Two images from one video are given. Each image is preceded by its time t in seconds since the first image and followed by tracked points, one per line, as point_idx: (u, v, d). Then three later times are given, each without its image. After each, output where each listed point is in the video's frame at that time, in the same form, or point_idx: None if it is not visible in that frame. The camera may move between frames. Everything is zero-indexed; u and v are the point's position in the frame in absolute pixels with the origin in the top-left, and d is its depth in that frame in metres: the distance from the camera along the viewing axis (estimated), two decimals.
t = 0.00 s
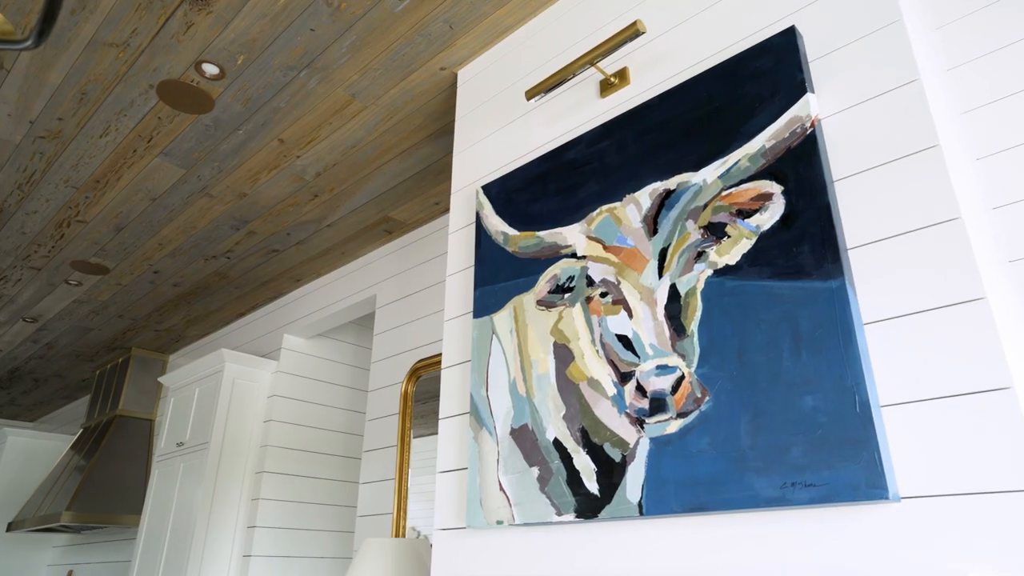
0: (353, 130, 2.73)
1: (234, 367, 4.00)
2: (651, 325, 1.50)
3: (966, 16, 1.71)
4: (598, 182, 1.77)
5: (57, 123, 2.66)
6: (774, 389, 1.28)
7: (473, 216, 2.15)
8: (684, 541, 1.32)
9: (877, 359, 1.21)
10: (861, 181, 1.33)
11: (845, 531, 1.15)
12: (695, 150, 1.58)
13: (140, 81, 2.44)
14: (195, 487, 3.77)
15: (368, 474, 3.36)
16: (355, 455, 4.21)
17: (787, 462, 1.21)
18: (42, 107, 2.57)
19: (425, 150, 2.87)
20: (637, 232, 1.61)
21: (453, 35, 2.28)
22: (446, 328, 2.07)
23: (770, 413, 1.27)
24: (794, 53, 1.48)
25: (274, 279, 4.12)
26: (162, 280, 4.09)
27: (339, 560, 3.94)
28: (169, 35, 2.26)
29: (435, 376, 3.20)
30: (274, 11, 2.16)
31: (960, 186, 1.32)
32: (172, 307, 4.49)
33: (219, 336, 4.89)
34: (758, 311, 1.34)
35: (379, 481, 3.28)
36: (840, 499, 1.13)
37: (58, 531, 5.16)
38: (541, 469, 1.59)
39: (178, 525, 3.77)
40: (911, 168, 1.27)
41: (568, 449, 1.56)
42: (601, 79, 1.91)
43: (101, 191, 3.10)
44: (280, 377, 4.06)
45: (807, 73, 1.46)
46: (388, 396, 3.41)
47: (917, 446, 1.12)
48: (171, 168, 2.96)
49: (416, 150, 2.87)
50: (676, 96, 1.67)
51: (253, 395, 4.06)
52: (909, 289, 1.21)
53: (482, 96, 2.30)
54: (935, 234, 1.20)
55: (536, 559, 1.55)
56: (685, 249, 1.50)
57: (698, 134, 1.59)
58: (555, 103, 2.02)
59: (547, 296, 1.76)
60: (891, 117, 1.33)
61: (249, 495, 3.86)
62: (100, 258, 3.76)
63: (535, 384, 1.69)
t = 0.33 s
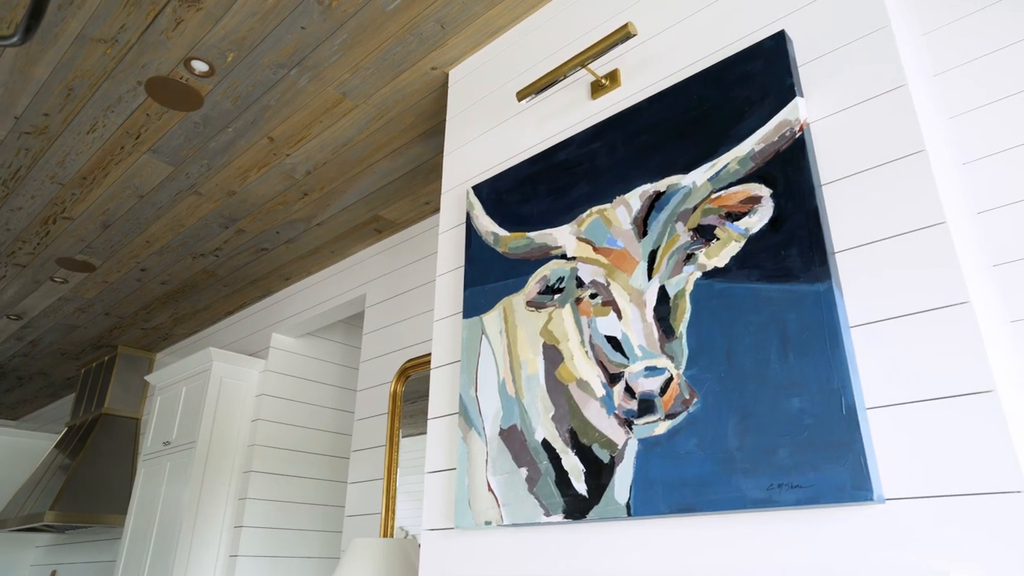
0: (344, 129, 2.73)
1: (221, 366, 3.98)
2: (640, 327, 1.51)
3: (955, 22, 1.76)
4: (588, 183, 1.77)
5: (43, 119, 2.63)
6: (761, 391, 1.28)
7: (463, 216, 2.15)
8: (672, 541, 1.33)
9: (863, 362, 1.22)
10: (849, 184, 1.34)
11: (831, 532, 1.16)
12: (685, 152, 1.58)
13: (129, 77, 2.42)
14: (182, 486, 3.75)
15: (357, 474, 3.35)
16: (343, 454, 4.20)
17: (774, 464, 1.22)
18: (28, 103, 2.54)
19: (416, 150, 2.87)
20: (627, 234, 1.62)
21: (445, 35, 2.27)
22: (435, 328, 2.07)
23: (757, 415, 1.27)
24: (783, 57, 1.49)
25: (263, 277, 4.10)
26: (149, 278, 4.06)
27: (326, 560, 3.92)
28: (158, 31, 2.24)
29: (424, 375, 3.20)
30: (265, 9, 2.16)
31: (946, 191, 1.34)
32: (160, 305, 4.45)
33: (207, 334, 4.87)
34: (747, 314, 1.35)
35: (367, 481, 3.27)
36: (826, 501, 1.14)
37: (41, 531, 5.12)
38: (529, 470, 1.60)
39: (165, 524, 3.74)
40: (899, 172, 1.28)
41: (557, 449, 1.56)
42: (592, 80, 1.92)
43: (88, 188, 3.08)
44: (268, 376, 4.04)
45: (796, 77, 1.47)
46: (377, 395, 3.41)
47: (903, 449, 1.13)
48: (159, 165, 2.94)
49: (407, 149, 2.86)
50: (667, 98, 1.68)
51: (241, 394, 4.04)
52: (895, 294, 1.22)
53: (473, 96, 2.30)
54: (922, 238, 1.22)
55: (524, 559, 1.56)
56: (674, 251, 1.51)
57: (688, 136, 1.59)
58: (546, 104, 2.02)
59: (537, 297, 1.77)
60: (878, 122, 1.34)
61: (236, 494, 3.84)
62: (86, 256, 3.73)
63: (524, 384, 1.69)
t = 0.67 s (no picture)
0: (334, 127, 2.72)
1: (208, 365, 3.95)
2: (627, 328, 1.51)
3: (949, 24, 1.78)
4: (577, 185, 1.78)
5: (28, 114, 2.60)
6: (747, 393, 1.29)
7: (453, 216, 2.15)
8: (658, 541, 1.34)
9: (847, 365, 1.24)
10: (835, 188, 1.35)
11: (814, 532, 1.17)
12: (674, 155, 1.59)
13: (115, 73, 2.40)
14: (167, 485, 3.72)
15: (344, 474, 3.34)
16: (330, 454, 4.19)
17: (759, 465, 1.23)
18: (13, 98, 2.52)
19: (406, 149, 2.87)
20: (616, 235, 1.62)
21: (435, 35, 2.27)
22: (424, 328, 2.07)
23: (742, 417, 1.28)
24: (771, 62, 1.50)
25: (250, 276, 4.08)
26: (135, 276, 4.03)
27: (313, 560, 3.91)
28: (146, 27, 2.22)
29: (412, 375, 3.20)
30: (254, 7, 2.15)
31: (930, 196, 1.35)
32: (146, 303, 4.42)
33: (194, 333, 4.84)
34: (733, 316, 1.36)
35: (354, 481, 3.26)
36: (809, 502, 1.15)
37: (23, 531, 5.07)
38: (517, 470, 1.60)
39: (149, 524, 3.72)
40: (884, 177, 1.29)
41: (544, 450, 1.57)
42: (582, 82, 1.92)
43: (73, 184, 3.05)
44: (255, 375, 4.02)
45: (783, 81, 1.48)
46: (365, 395, 3.40)
47: (885, 450, 1.15)
48: (146, 162, 2.92)
49: (397, 149, 2.86)
50: (656, 101, 1.68)
51: (227, 393, 4.02)
52: (880, 296, 1.23)
53: (464, 96, 2.30)
54: (906, 242, 1.23)
55: (511, 559, 1.56)
56: (662, 253, 1.51)
57: (677, 139, 1.60)
58: (536, 105, 2.03)
59: (525, 298, 1.77)
60: (864, 127, 1.35)
61: (222, 494, 3.82)
62: (71, 253, 3.70)
63: (512, 385, 1.69)
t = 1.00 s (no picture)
0: (322, 126, 2.71)
1: (193, 363, 3.92)
2: (614, 329, 1.52)
3: (942, 27, 1.81)
4: (565, 186, 1.78)
5: (12, 109, 2.58)
6: (731, 394, 1.30)
7: (440, 216, 2.15)
8: (641, 541, 1.34)
9: (830, 367, 1.25)
10: (820, 191, 1.37)
11: (795, 532, 1.18)
12: (661, 157, 1.60)
13: (101, 68, 2.38)
14: (151, 484, 3.69)
15: (329, 474, 3.33)
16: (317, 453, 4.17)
17: (742, 466, 1.24)
18: None
19: (394, 148, 2.86)
20: (603, 237, 1.63)
21: (425, 34, 2.27)
22: (411, 328, 2.06)
23: (726, 418, 1.29)
24: (758, 66, 1.51)
25: (237, 273, 4.06)
26: (119, 273, 3.99)
27: (298, 560, 3.89)
28: (132, 23, 2.21)
29: (399, 375, 3.19)
30: (242, 4, 2.14)
31: (912, 200, 1.37)
32: (130, 300, 4.39)
33: (179, 331, 4.80)
34: (718, 317, 1.37)
35: (340, 480, 3.25)
36: (791, 502, 1.16)
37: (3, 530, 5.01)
38: (502, 470, 1.60)
39: (132, 523, 3.68)
40: (869, 180, 1.31)
41: (530, 450, 1.57)
42: (570, 84, 1.93)
43: (57, 180, 3.02)
44: (241, 374, 4.00)
45: (769, 85, 1.49)
46: (351, 394, 3.39)
47: (866, 451, 1.16)
48: (132, 159, 2.89)
49: (385, 148, 2.86)
50: (644, 103, 1.69)
51: (213, 391, 3.99)
52: (863, 299, 1.25)
53: (453, 96, 2.30)
54: (889, 246, 1.24)
55: (496, 559, 1.56)
56: (649, 254, 1.52)
57: (664, 141, 1.61)
58: (525, 105, 2.03)
59: (512, 298, 1.77)
60: (848, 132, 1.37)
61: (206, 494, 3.79)
62: (55, 249, 3.66)
63: (498, 385, 1.70)
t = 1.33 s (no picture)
0: (308, 123, 2.70)
1: (177, 361, 3.89)
2: (598, 330, 1.53)
3: (931, 31, 1.83)
4: (551, 186, 1.78)
5: None
6: (714, 395, 1.31)
7: (427, 215, 2.14)
8: (624, 541, 1.35)
9: (811, 369, 1.26)
10: (803, 195, 1.38)
11: (776, 532, 1.19)
12: (647, 159, 1.61)
13: (84, 63, 2.35)
14: (132, 484, 3.66)
15: (313, 473, 3.31)
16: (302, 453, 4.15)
17: (724, 466, 1.25)
18: None
19: (382, 147, 2.85)
20: (588, 238, 1.63)
21: (413, 33, 2.26)
22: (396, 327, 2.06)
23: (709, 419, 1.30)
24: (743, 69, 1.52)
25: (222, 271, 4.03)
26: (102, 270, 3.95)
27: (282, 560, 3.87)
28: (116, 17, 2.19)
29: (385, 374, 3.18)
30: None
31: (893, 205, 1.39)
32: (113, 298, 4.34)
33: (163, 329, 4.76)
34: (702, 319, 1.38)
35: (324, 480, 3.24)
36: (772, 503, 1.17)
37: None
38: (486, 470, 1.60)
39: (113, 523, 3.65)
40: (851, 185, 1.32)
41: (514, 450, 1.57)
42: (558, 85, 1.93)
43: (39, 175, 2.98)
44: (225, 372, 3.97)
45: (754, 89, 1.50)
46: (336, 393, 3.37)
47: (847, 452, 1.17)
48: (115, 154, 2.86)
49: (372, 146, 2.85)
50: (630, 106, 1.70)
51: (196, 390, 3.96)
52: (845, 302, 1.26)
53: (440, 95, 2.30)
54: (870, 249, 1.26)
55: (479, 559, 1.56)
56: (634, 256, 1.53)
57: (650, 143, 1.62)
58: (512, 106, 2.03)
59: (498, 298, 1.77)
60: (832, 136, 1.38)
61: (189, 493, 3.76)
62: (36, 245, 3.62)
63: (483, 385, 1.70)
